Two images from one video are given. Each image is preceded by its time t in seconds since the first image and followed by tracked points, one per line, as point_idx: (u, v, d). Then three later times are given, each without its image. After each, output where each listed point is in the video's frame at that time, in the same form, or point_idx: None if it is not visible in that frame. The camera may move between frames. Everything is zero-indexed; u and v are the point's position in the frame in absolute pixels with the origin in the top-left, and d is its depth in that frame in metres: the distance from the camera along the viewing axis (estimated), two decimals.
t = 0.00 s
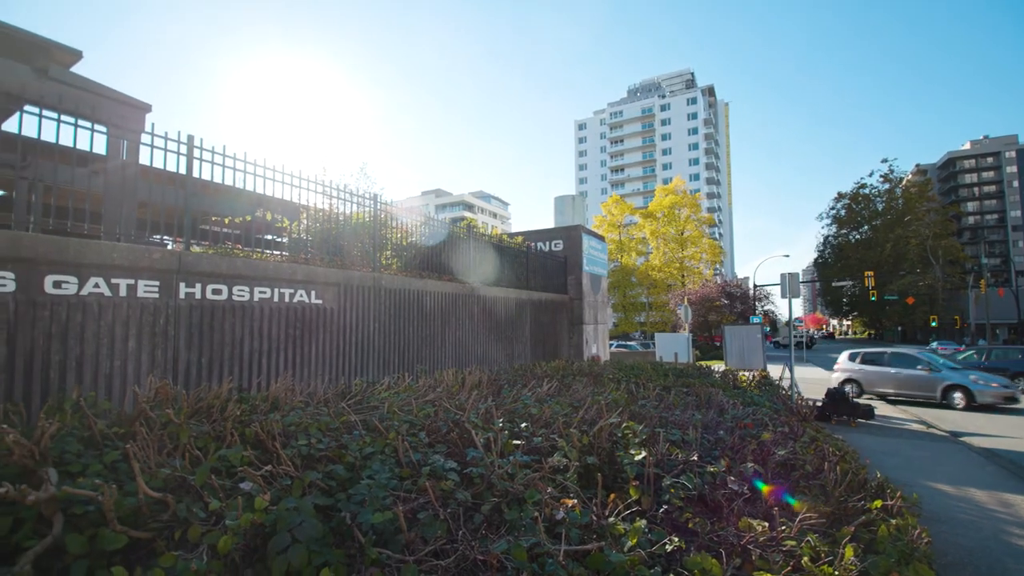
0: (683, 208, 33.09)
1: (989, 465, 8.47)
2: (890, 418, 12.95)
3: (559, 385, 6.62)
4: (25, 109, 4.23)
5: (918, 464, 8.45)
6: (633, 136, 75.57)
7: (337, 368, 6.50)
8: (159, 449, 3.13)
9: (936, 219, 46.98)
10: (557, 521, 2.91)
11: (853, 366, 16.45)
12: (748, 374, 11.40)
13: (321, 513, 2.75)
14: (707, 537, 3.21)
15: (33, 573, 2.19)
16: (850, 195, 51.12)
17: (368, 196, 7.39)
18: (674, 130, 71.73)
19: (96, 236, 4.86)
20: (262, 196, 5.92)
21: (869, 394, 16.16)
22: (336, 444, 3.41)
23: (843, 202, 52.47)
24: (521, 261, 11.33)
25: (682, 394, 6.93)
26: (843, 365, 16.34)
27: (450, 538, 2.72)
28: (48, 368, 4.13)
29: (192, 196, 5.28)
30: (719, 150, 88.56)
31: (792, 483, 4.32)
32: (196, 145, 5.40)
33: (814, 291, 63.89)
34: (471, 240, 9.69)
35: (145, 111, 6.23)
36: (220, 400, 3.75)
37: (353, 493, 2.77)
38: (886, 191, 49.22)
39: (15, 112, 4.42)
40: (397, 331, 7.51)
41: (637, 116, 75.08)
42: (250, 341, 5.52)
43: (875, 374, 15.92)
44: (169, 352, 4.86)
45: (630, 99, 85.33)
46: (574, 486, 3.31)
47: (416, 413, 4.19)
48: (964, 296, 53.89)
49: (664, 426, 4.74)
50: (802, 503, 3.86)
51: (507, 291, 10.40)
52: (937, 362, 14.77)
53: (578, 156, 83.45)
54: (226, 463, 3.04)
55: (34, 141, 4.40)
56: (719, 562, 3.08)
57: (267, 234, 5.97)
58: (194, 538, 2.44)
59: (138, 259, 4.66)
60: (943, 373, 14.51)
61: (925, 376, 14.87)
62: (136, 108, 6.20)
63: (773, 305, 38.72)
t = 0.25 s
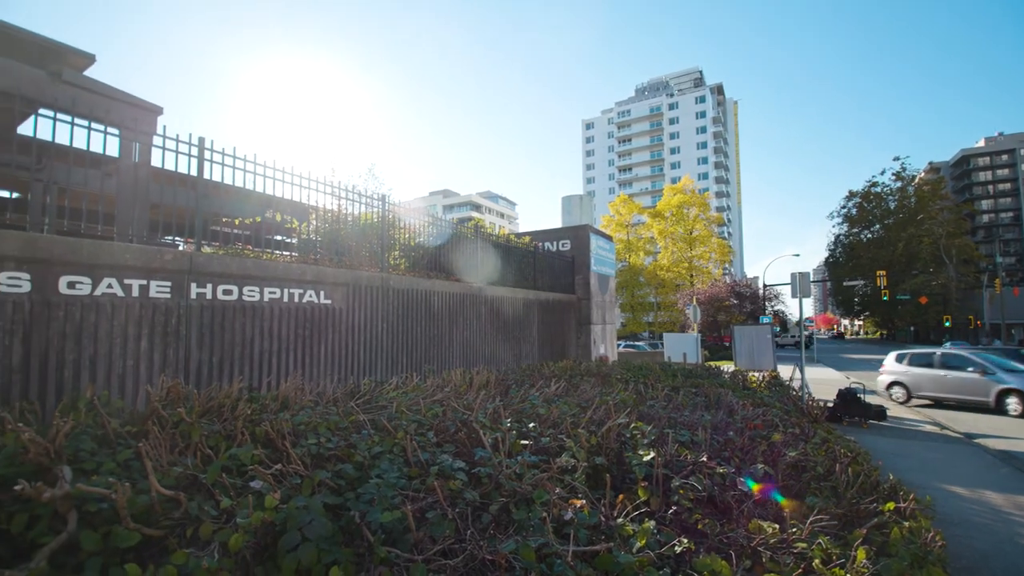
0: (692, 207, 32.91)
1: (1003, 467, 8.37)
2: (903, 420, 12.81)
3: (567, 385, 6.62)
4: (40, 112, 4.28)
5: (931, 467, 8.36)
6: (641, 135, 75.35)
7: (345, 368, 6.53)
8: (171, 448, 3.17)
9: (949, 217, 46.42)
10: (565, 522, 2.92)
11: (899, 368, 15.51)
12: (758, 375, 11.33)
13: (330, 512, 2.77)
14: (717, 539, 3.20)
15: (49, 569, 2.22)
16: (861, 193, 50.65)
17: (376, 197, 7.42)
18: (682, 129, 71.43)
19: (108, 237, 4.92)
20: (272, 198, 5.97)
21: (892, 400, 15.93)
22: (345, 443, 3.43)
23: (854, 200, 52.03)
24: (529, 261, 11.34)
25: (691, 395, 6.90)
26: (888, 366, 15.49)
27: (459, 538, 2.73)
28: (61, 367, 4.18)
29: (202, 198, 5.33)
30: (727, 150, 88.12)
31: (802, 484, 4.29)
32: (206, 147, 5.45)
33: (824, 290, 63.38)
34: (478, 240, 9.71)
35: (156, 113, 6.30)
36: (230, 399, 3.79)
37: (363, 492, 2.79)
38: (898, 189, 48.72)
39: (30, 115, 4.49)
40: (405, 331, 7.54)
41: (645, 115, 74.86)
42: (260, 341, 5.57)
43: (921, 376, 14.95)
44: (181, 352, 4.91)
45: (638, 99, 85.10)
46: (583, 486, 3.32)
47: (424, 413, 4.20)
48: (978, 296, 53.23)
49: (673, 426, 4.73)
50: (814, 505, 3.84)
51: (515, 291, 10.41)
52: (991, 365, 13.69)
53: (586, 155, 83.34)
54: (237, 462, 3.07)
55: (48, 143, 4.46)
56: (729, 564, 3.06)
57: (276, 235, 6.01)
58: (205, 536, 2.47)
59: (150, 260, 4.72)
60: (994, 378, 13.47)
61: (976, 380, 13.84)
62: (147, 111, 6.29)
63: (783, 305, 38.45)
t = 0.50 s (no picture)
0: (702, 206, 32.74)
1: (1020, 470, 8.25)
2: (918, 421, 12.65)
3: (575, 386, 6.62)
4: (55, 116, 4.34)
5: (946, 469, 8.26)
6: (650, 134, 75.08)
7: (355, 368, 6.57)
8: (184, 446, 3.21)
9: (964, 215, 45.80)
10: (574, 522, 2.93)
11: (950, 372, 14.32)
12: (769, 376, 11.25)
13: (341, 510, 2.79)
14: (728, 540, 3.18)
15: (65, 564, 2.26)
16: (874, 191, 50.11)
17: (385, 198, 7.45)
18: (691, 128, 71.08)
19: (122, 239, 4.99)
20: (282, 198, 6.01)
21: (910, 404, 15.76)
22: (355, 442, 3.46)
23: (866, 198, 51.56)
24: (537, 261, 11.35)
25: (701, 395, 6.87)
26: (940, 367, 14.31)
27: (468, 537, 2.75)
28: (77, 366, 4.24)
29: (214, 199, 5.39)
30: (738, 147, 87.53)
31: (814, 486, 4.27)
32: (218, 149, 5.46)
33: (835, 290, 62.82)
34: (487, 240, 9.72)
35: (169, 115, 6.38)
36: (242, 398, 3.83)
37: (372, 491, 2.81)
38: (911, 187, 48.14)
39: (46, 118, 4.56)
40: (414, 331, 7.58)
41: (654, 114, 74.58)
42: (270, 341, 5.61)
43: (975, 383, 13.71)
44: (193, 351, 4.96)
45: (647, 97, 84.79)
46: (591, 487, 3.32)
47: (433, 412, 4.22)
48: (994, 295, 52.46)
49: (683, 427, 4.72)
50: (826, 507, 3.81)
51: (523, 291, 10.42)
52: None
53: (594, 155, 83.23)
54: (249, 460, 3.10)
55: (64, 146, 4.53)
56: (739, 566, 3.04)
57: (287, 236, 6.05)
58: (218, 533, 2.50)
59: (163, 260, 4.78)
60: None
61: None
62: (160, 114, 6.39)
63: (794, 305, 38.15)
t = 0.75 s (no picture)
0: (712, 205, 32.55)
1: None
2: (933, 423, 12.50)
3: (585, 386, 6.62)
4: (71, 119, 4.41)
5: (962, 472, 8.16)
6: (659, 133, 74.78)
7: (365, 368, 6.61)
8: (198, 444, 3.25)
9: (981, 213, 45.13)
10: (584, 523, 2.93)
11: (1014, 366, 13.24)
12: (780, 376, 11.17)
13: (351, 509, 2.81)
14: (739, 543, 3.17)
15: (81, 560, 2.30)
16: (887, 189, 49.56)
17: (394, 199, 7.48)
18: (701, 126, 70.70)
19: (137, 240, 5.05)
20: (293, 200, 6.05)
21: (926, 405, 15.54)
22: (365, 441, 3.48)
23: (880, 196, 50.98)
24: (546, 261, 11.35)
25: (711, 396, 6.84)
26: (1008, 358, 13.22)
27: (477, 537, 2.76)
28: (93, 366, 4.31)
29: (227, 201, 5.44)
30: (749, 146, 86.91)
31: (827, 489, 4.24)
32: (230, 151, 5.44)
33: (847, 290, 62.23)
34: (496, 240, 9.74)
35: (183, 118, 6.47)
36: (254, 397, 3.87)
37: (382, 490, 2.83)
38: (927, 184, 47.52)
39: (62, 121, 4.63)
40: (423, 331, 7.61)
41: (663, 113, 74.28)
42: (282, 340, 5.66)
43: None
44: (206, 351, 5.02)
45: (656, 96, 84.43)
46: (601, 488, 3.32)
47: (443, 412, 4.24)
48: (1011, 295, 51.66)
49: (693, 428, 4.71)
50: (839, 509, 3.79)
51: (532, 291, 10.42)
52: None
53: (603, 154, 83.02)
54: (261, 459, 3.13)
55: (80, 149, 4.59)
56: (751, 569, 3.02)
57: (297, 236, 6.10)
58: (230, 531, 2.53)
59: (177, 261, 4.83)
60: None
61: None
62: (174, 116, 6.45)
63: (806, 305, 37.82)
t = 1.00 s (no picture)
0: (723, 203, 32.37)
1: None
2: (948, 424, 12.35)
3: (593, 386, 6.62)
4: (86, 122, 4.47)
5: (977, 474, 8.06)
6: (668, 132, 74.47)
7: (375, 367, 6.65)
8: (210, 443, 3.29)
9: (997, 211, 44.45)
10: (593, 524, 2.93)
11: None
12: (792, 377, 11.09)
13: (361, 507, 2.83)
14: (750, 545, 3.15)
15: (97, 557, 2.33)
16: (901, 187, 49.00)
17: (403, 199, 7.52)
18: (711, 125, 70.32)
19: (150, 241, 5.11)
20: (303, 201, 6.10)
21: (941, 407, 15.35)
22: (375, 441, 3.50)
23: (894, 194, 50.41)
24: (554, 261, 11.35)
25: (721, 397, 6.80)
26: None
27: (486, 537, 2.77)
28: (108, 365, 4.37)
29: (239, 202, 5.50)
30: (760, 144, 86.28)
31: (840, 491, 4.21)
32: (242, 153, 5.49)
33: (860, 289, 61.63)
34: (504, 240, 9.76)
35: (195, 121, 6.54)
36: (265, 396, 3.91)
37: (392, 489, 2.85)
38: (942, 182, 46.91)
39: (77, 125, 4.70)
40: (432, 331, 7.64)
41: (672, 112, 73.97)
42: (293, 340, 5.71)
43: None
44: (218, 351, 5.07)
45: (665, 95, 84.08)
46: (610, 488, 3.32)
47: (452, 412, 4.26)
48: None
49: (704, 429, 4.69)
50: (852, 512, 3.77)
51: (540, 291, 10.43)
52: None
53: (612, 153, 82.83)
54: (272, 458, 3.16)
55: (95, 151, 4.65)
56: (762, 571, 3.00)
57: (308, 237, 6.15)
58: (243, 529, 2.56)
59: (189, 262, 4.89)
60: None
61: None
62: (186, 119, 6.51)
63: (818, 304, 37.51)
